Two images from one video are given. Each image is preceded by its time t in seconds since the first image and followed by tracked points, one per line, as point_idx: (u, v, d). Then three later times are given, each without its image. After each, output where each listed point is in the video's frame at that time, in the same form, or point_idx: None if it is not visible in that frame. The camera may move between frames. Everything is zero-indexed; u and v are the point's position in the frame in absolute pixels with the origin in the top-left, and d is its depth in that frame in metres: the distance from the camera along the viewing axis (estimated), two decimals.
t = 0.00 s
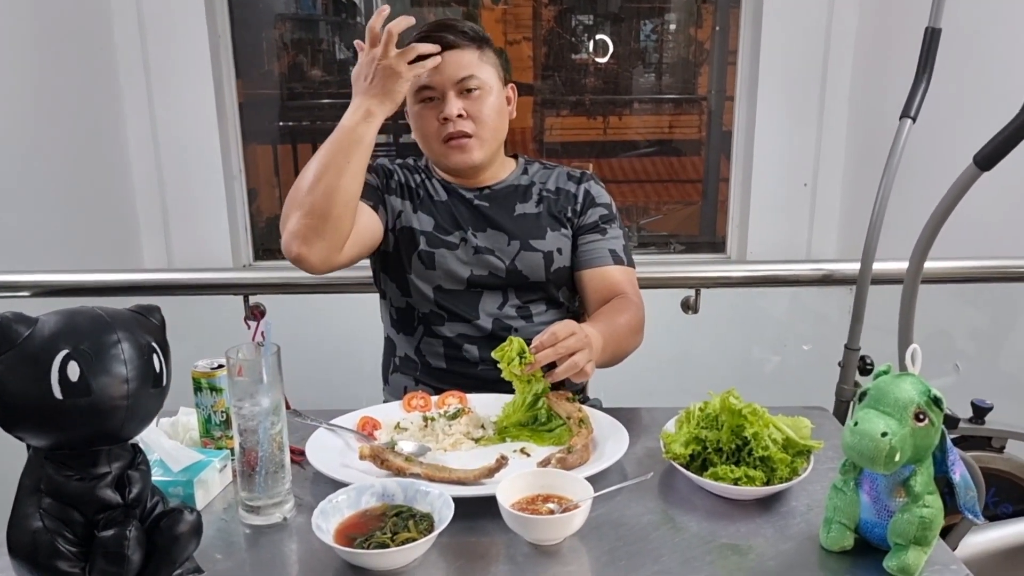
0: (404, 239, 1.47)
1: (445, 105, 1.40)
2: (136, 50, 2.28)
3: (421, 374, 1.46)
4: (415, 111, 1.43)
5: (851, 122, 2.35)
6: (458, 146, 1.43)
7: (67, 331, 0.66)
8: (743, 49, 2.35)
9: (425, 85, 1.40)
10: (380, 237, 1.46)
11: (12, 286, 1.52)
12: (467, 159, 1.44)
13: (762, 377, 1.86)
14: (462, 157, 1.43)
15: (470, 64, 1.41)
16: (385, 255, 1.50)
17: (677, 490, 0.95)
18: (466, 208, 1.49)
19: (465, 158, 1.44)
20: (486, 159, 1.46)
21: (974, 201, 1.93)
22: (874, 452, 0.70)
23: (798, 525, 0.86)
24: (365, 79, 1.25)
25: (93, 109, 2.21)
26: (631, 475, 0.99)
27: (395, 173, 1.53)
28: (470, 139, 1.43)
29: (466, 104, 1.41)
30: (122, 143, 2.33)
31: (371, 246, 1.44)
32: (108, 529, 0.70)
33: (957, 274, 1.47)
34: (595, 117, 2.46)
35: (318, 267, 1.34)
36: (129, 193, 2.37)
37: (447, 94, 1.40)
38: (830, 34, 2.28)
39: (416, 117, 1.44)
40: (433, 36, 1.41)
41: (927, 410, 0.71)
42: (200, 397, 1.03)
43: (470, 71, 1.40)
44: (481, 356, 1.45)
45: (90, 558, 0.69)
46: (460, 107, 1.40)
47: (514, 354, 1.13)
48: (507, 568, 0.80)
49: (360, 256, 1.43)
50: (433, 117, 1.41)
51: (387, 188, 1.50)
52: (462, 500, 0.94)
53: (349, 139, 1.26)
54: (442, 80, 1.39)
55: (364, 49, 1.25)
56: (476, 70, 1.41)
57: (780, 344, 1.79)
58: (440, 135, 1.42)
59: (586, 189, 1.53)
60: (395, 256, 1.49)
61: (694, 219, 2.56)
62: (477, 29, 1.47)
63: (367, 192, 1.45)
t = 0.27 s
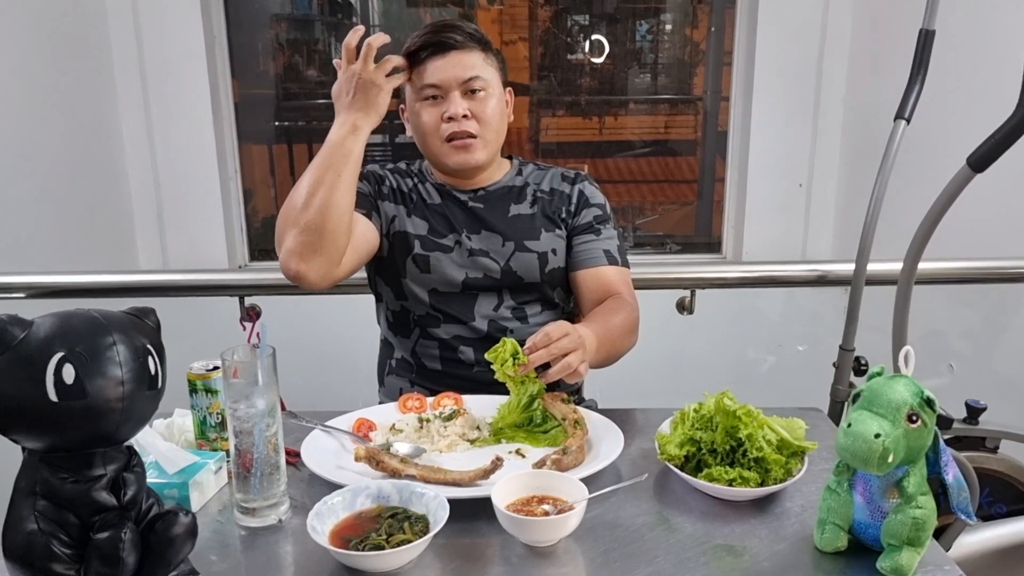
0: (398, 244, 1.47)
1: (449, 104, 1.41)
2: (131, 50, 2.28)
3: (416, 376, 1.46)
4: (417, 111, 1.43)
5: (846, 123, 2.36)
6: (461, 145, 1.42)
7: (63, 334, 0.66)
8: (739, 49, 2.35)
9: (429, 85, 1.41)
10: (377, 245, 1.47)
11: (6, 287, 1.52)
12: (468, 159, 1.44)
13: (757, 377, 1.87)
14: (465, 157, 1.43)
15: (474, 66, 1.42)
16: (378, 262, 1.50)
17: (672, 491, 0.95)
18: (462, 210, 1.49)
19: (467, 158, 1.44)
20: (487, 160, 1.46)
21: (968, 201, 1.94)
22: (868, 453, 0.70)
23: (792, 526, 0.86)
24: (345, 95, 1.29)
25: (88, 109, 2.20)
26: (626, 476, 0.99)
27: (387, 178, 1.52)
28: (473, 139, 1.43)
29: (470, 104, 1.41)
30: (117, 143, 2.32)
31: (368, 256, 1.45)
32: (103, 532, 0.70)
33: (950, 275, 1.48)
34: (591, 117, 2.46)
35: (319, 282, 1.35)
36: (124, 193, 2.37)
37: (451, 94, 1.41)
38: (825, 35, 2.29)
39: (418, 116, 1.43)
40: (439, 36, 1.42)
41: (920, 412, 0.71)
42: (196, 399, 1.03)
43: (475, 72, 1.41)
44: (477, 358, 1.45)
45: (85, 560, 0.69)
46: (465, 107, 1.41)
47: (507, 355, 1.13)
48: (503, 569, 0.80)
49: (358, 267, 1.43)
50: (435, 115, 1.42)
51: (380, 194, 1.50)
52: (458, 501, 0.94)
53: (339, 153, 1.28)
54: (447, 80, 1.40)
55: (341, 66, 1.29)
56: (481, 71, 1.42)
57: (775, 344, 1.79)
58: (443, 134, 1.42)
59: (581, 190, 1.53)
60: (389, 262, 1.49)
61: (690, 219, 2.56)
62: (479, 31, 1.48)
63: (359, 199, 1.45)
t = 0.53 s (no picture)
0: (392, 250, 1.46)
1: (449, 99, 1.41)
2: (124, 48, 2.26)
3: (409, 377, 1.46)
4: (416, 106, 1.43)
5: (840, 124, 2.36)
6: (459, 141, 1.42)
7: (51, 333, 0.65)
8: (733, 50, 2.36)
9: (429, 80, 1.41)
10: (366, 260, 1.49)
11: None
12: (466, 156, 1.43)
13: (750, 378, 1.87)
14: (462, 153, 1.42)
15: (476, 64, 1.43)
16: (370, 274, 1.51)
17: (664, 492, 0.95)
18: (456, 211, 1.49)
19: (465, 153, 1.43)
20: (485, 158, 1.46)
21: (961, 202, 1.95)
22: (859, 455, 0.70)
23: (783, 527, 0.86)
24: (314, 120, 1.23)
25: (80, 107, 2.19)
26: (618, 477, 0.99)
27: (375, 187, 1.52)
28: (471, 136, 1.42)
29: (470, 101, 1.42)
30: (110, 142, 2.31)
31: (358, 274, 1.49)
32: (91, 533, 0.69)
33: (943, 276, 1.48)
34: (585, 117, 2.46)
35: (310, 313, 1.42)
36: (116, 192, 2.35)
37: (451, 90, 1.41)
38: (819, 35, 2.29)
39: (416, 112, 1.43)
40: (440, 33, 1.43)
41: (911, 413, 0.71)
42: (185, 399, 1.02)
43: (476, 70, 1.42)
44: (470, 360, 1.45)
45: (73, 561, 0.69)
46: (464, 103, 1.41)
47: (502, 355, 1.12)
48: (494, 571, 0.80)
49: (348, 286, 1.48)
50: (434, 109, 1.41)
51: (368, 204, 1.50)
52: (449, 503, 0.94)
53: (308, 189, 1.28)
54: (447, 75, 1.41)
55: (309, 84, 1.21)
56: (481, 70, 1.43)
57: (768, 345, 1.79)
58: (442, 129, 1.41)
59: (575, 190, 1.53)
60: (383, 269, 1.48)
61: (684, 219, 2.56)
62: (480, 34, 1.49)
63: (342, 217, 1.46)
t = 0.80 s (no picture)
0: (383, 252, 1.47)
1: (451, 100, 1.41)
2: (118, 44, 2.25)
3: (404, 375, 1.46)
4: (417, 105, 1.43)
5: (835, 125, 2.37)
6: (459, 143, 1.42)
7: (45, 331, 0.65)
8: (729, 51, 2.36)
9: (432, 79, 1.41)
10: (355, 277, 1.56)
11: None
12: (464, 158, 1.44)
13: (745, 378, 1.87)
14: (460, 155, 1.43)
15: (481, 66, 1.43)
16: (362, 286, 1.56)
17: (659, 492, 0.95)
18: (450, 210, 1.49)
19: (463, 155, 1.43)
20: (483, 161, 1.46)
21: (956, 204, 1.95)
22: (855, 455, 0.70)
23: (779, 527, 0.86)
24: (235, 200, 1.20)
25: (74, 103, 2.18)
26: (613, 477, 0.99)
27: (363, 196, 1.53)
28: (471, 138, 1.43)
29: (471, 103, 1.42)
30: (104, 139, 2.30)
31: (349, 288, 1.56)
32: (85, 532, 0.69)
33: (937, 278, 1.49)
34: (581, 116, 2.46)
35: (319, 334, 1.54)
36: (110, 189, 2.34)
37: (454, 91, 1.42)
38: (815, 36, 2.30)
39: (417, 110, 1.43)
40: (446, 32, 1.43)
41: (907, 414, 0.71)
42: (180, 397, 1.01)
43: (479, 72, 1.42)
44: (466, 359, 1.45)
45: (67, 560, 0.68)
46: (466, 105, 1.41)
47: (504, 357, 1.13)
48: (489, 571, 0.80)
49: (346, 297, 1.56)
50: (436, 108, 1.42)
51: (355, 213, 1.52)
52: (444, 502, 0.94)
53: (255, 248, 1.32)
54: (451, 76, 1.41)
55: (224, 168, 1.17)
56: (485, 72, 1.43)
57: (763, 345, 1.79)
58: (442, 130, 1.42)
59: (572, 189, 1.53)
60: (375, 271, 1.48)
61: (679, 219, 2.56)
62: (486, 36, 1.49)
63: (325, 245, 1.52)
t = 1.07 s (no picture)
0: (377, 253, 1.49)
1: (447, 100, 1.41)
2: (119, 43, 2.25)
3: (401, 376, 1.46)
4: (414, 104, 1.44)
5: (835, 127, 2.37)
6: (453, 143, 1.42)
7: (47, 329, 0.65)
8: (729, 53, 2.36)
9: (429, 79, 1.41)
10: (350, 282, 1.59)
11: None
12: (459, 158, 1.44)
13: (743, 380, 1.88)
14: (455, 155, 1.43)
15: (477, 67, 1.43)
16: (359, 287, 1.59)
17: (658, 494, 0.95)
18: (445, 212, 1.49)
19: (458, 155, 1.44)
20: (477, 161, 1.47)
21: (955, 208, 1.96)
22: (854, 458, 0.70)
23: (777, 530, 0.86)
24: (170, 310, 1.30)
25: (74, 102, 2.18)
26: (612, 479, 0.99)
27: (356, 199, 1.54)
28: (466, 139, 1.43)
29: (467, 104, 1.42)
30: (104, 137, 2.30)
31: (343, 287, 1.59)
32: (85, 530, 0.69)
33: (936, 281, 1.49)
34: (581, 118, 2.46)
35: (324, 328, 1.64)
36: (110, 188, 2.34)
37: (450, 91, 1.42)
38: (816, 39, 2.30)
39: (414, 109, 1.44)
40: (445, 32, 1.43)
41: (907, 417, 0.71)
42: (180, 396, 1.01)
43: (476, 73, 1.42)
44: (462, 359, 1.45)
45: (67, 558, 0.69)
46: (461, 106, 1.41)
47: (501, 362, 1.13)
48: (488, 571, 0.80)
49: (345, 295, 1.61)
50: (432, 108, 1.42)
51: (350, 215, 1.53)
52: (443, 502, 0.94)
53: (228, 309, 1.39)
54: (447, 76, 1.41)
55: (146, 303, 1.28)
56: (482, 73, 1.43)
57: (762, 347, 1.80)
58: (437, 130, 1.42)
59: (568, 190, 1.53)
60: (369, 272, 1.50)
61: (678, 221, 2.57)
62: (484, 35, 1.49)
63: (319, 251, 1.55)
